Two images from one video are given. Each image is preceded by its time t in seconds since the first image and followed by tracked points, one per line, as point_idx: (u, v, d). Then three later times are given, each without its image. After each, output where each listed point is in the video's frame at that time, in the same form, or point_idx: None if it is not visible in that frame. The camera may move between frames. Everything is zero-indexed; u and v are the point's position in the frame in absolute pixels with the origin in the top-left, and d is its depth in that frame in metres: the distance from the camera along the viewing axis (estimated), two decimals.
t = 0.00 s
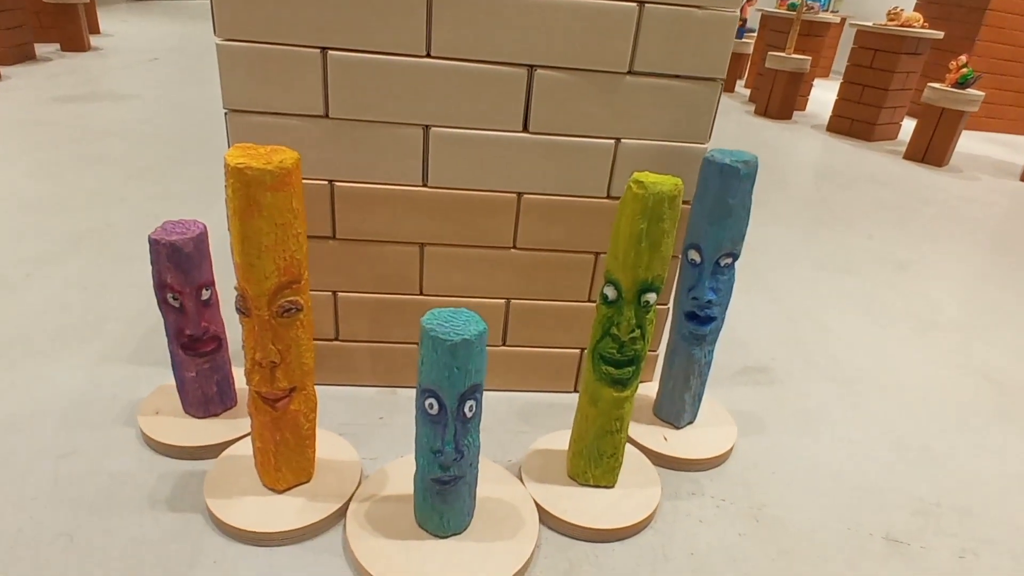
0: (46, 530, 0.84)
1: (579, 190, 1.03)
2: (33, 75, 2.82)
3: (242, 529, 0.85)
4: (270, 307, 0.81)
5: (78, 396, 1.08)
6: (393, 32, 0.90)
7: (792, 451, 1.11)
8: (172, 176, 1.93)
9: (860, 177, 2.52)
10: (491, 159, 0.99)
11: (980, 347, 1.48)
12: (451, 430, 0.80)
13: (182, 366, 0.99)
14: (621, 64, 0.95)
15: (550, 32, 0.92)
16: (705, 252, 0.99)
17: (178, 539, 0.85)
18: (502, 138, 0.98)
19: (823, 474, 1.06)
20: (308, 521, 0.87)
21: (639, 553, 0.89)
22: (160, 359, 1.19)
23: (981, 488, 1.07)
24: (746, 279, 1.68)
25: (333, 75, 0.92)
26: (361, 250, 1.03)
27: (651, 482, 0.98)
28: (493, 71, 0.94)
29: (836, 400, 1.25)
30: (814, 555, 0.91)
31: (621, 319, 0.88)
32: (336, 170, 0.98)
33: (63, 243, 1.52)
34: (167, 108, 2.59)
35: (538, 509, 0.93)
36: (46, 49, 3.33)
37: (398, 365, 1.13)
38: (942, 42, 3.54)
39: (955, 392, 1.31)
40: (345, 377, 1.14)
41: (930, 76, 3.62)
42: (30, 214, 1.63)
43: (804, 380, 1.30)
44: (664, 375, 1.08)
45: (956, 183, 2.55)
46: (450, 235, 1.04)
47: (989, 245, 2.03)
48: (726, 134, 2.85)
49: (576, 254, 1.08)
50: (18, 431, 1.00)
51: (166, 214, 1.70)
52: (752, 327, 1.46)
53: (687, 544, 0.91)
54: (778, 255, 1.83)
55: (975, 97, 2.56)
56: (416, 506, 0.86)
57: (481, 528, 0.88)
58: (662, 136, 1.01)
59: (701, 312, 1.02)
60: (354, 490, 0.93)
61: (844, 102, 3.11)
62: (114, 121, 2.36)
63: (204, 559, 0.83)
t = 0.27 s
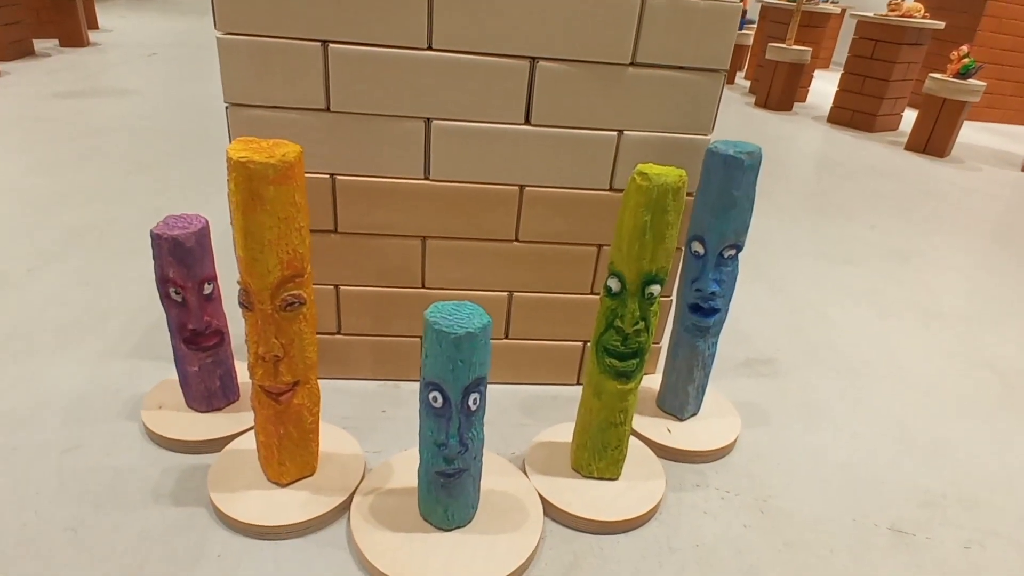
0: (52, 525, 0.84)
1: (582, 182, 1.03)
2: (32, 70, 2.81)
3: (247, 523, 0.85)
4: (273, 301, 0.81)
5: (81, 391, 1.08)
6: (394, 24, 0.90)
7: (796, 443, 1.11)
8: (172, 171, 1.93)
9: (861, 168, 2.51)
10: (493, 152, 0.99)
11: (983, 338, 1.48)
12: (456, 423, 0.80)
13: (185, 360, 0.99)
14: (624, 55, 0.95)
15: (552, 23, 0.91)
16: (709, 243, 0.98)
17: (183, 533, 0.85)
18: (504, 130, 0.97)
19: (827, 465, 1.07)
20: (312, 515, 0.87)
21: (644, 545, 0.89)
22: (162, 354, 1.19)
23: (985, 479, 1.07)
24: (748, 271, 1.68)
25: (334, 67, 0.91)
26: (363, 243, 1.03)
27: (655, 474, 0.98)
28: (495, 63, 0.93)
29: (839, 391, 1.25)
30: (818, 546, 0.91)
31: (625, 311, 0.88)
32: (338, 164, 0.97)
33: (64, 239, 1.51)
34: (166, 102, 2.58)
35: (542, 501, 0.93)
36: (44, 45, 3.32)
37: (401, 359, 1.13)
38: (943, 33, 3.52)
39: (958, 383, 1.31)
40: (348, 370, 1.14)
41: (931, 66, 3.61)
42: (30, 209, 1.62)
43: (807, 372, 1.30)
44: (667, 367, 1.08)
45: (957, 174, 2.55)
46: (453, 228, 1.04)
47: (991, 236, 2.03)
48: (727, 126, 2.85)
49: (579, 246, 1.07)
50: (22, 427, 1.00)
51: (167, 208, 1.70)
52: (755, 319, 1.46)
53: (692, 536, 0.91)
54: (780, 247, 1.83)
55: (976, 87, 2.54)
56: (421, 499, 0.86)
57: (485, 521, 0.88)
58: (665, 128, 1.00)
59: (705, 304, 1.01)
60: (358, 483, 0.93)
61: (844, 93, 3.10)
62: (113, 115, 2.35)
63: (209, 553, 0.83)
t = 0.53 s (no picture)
0: (52, 521, 0.84)
1: (583, 176, 1.02)
2: (32, 67, 2.81)
3: (247, 519, 0.85)
4: (273, 296, 0.81)
5: (82, 387, 1.08)
6: (394, 17, 0.89)
7: (798, 438, 1.10)
8: (172, 167, 1.92)
9: (864, 162, 2.51)
10: (494, 147, 0.98)
11: (986, 333, 1.47)
12: (456, 418, 0.79)
13: (185, 356, 0.99)
14: (625, 48, 0.94)
15: (553, 17, 0.91)
16: (710, 238, 0.98)
17: (184, 529, 0.85)
18: (505, 124, 0.97)
19: (830, 460, 1.06)
20: (313, 511, 0.87)
21: (645, 541, 0.89)
22: (163, 350, 1.19)
23: (988, 474, 1.07)
24: (750, 266, 1.67)
25: (333, 62, 0.91)
26: (363, 239, 1.03)
27: (657, 470, 0.98)
28: (496, 57, 0.92)
29: (842, 386, 1.25)
30: (821, 542, 0.91)
31: (626, 306, 0.87)
32: (338, 159, 0.97)
33: (64, 235, 1.51)
34: (166, 98, 2.57)
35: (544, 497, 0.92)
36: (43, 41, 3.31)
37: (401, 354, 1.13)
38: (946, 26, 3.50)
39: (961, 377, 1.31)
40: (349, 366, 1.13)
41: (934, 60, 3.60)
42: (30, 206, 1.62)
43: (810, 367, 1.29)
44: (669, 362, 1.08)
45: (960, 168, 2.54)
46: (453, 223, 1.03)
47: (994, 230, 2.02)
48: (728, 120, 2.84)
49: (580, 241, 1.07)
50: (23, 423, 0.99)
51: (168, 204, 1.69)
52: (757, 314, 1.46)
53: (694, 532, 0.91)
54: (782, 241, 1.82)
55: (979, 81, 2.52)
56: (422, 495, 0.86)
57: (486, 517, 0.88)
58: (666, 121, 1.00)
59: (706, 299, 1.01)
60: (359, 479, 0.93)
61: (846, 87, 3.09)
62: (114, 112, 2.34)
63: (210, 550, 0.83)
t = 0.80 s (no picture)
0: (54, 516, 0.84)
1: (583, 171, 1.02)
2: (30, 64, 2.80)
3: (248, 514, 0.85)
4: (273, 291, 0.81)
5: (82, 383, 1.08)
6: (393, 12, 0.89)
7: (798, 432, 1.10)
8: (172, 163, 1.92)
9: (864, 158, 2.50)
10: (493, 141, 0.98)
11: (986, 327, 1.47)
12: (457, 413, 0.80)
13: (186, 352, 0.99)
14: (624, 42, 0.94)
15: (552, 10, 0.90)
16: (710, 232, 0.98)
17: (185, 524, 0.85)
18: (504, 119, 0.97)
19: (830, 454, 1.06)
20: (313, 506, 0.87)
21: (646, 535, 0.89)
22: (163, 345, 1.19)
23: (989, 468, 1.07)
24: (750, 261, 1.67)
25: (332, 56, 0.90)
26: (363, 234, 1.03)
27: (657, 464, 0.98)
28: (495, 51, 0.92)
29: (842, 381, 1.25)
30: (822, 536, 0.91)
31: (627, 300, 0.87)
32: (338, 154, 0.97)
33: (64, 231, 1.51)
34: (165, 95, 2.57)
35: (544, 491, 0.92)
36: (43, 38, 3.30)
37: (401, 350, 1.13)
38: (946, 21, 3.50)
39: (961, 372, 1.31)
40: (349, 362, 1.13)
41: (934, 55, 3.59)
42: (29, 202, 1.62)
43: (810, 361, 1.29)
44: (669, 356, 1.08)
45: (960, 164, 2.54)
46: (453, 218, 1.03)
47: (994, 225, 2.02)
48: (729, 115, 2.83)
49: (580, 236, 1.07)
50: (24, 419, 0.99)
51: (167, 200, 1.69)
52: (757, 309, 1.46)
53: (694, 526, 0.91)
54: (782, 236, 1.82)
55: (978, 76, 2.51)
56: (422, 489, 0.86)
57: (487, 511, 0.88)
58: (666, 115, 1.00)
59: (706, 293, 1.01)
60: (360, 474, 0.93)
61: (846, 82, 3.08)
62: (113, 108, 2.34)
63: (211, 545, 0.83)
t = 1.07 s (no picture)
0: (58, 513, 0.85)
1: (584, 167, 1.02)
2: (31, 61, 2.80)
3: (251, 510, 0.85)
4: (275, 288, 0.81)
5: (85, 380, 1.08)
6: (394, 9, 0.89)
7: (800, 428, 1.11)
8: (173, 160, 1.92)
9: (866, 154, 2.50)
10: (495, 138, 0.98)
11: (989, 323, 1.47)
12: (459, 409, 0.80)
13: (188, 348, 0.99)
14: (626, 39, 0.94)
15: (554, 7, 0.90)
16: (712, 228, 0.98)
17: (188, 520, 0.85)
18: (506, 115, 0.97)
19: (832, 450, 1.06)
20: (316, 502, 0.87)
21: (648, 531, 0.89)
22: (166, 342, 1.19)
23: (990, 464, 1.07)
24: (752, 257, 1.67)
25: (334, 53, 0.90)
26: (365, 231, 1.03)
27: (659, 460, 0.98)
28: (497, 48, 0.92)
29: (843, 377, 1.25)
30: (824, 532, 0.91)
31: (628, 296, 0.87)
32: (339, 150, 0.97)
33: (66, 228, 1.51)
34: (166, 91, 2.57)
35: (546, 487, 0.93)
36: (44, 35, 3.30)
37: (403, 346, 1.13)
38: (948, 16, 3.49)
39: (963, 368, 1.31)
40: (351, 358, 1.13)
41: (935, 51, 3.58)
42: (32, 199, 1.62)
43: (811, 357, 1.29)
44: (671, 353, 1.08)
45: (962, 160, 2.53)
46: (455, 215, 1.03)
47: (996, 221, 2.02)
48: (730, 112, 2.83)
49: (582, 232, 1.07)
50: (27, 415, 1.00)
51: (169, 197, 1.69)
52: (758, 305, 1.46)
53: (696, 522, 0.91)
54: (784, 232, 1.82)
55: (980, 71, 2.50)
56: (425, 485, 0.86)
57: (489, 507, 0.88)
58: (668, 112, 1.00)
59: (708, 290, 1.01)
60: (362, 470, 0.93)
61: (848, 78, 3.08)
62: (114, 105, 2.34)
63: (214, 540, 0.83)
